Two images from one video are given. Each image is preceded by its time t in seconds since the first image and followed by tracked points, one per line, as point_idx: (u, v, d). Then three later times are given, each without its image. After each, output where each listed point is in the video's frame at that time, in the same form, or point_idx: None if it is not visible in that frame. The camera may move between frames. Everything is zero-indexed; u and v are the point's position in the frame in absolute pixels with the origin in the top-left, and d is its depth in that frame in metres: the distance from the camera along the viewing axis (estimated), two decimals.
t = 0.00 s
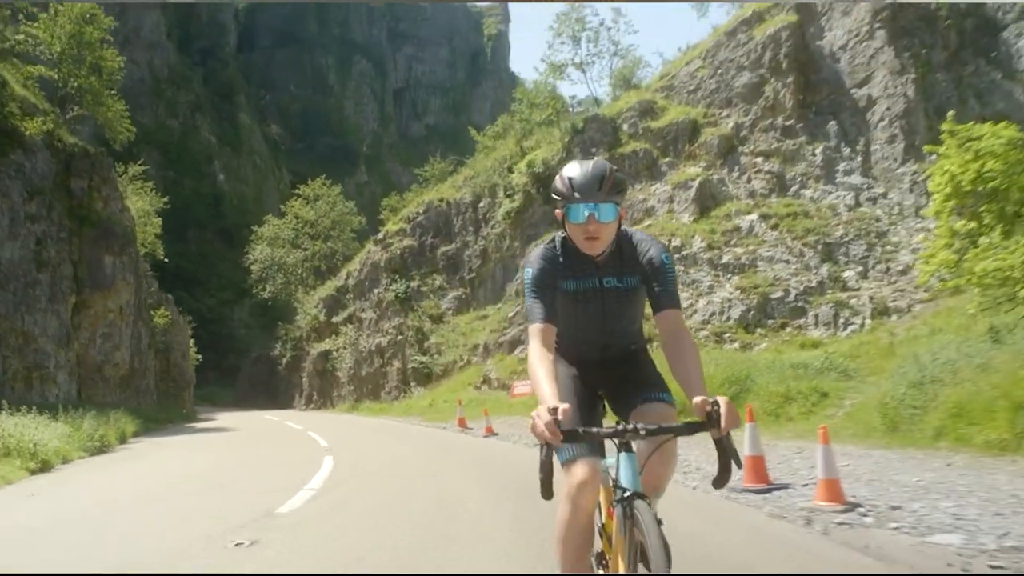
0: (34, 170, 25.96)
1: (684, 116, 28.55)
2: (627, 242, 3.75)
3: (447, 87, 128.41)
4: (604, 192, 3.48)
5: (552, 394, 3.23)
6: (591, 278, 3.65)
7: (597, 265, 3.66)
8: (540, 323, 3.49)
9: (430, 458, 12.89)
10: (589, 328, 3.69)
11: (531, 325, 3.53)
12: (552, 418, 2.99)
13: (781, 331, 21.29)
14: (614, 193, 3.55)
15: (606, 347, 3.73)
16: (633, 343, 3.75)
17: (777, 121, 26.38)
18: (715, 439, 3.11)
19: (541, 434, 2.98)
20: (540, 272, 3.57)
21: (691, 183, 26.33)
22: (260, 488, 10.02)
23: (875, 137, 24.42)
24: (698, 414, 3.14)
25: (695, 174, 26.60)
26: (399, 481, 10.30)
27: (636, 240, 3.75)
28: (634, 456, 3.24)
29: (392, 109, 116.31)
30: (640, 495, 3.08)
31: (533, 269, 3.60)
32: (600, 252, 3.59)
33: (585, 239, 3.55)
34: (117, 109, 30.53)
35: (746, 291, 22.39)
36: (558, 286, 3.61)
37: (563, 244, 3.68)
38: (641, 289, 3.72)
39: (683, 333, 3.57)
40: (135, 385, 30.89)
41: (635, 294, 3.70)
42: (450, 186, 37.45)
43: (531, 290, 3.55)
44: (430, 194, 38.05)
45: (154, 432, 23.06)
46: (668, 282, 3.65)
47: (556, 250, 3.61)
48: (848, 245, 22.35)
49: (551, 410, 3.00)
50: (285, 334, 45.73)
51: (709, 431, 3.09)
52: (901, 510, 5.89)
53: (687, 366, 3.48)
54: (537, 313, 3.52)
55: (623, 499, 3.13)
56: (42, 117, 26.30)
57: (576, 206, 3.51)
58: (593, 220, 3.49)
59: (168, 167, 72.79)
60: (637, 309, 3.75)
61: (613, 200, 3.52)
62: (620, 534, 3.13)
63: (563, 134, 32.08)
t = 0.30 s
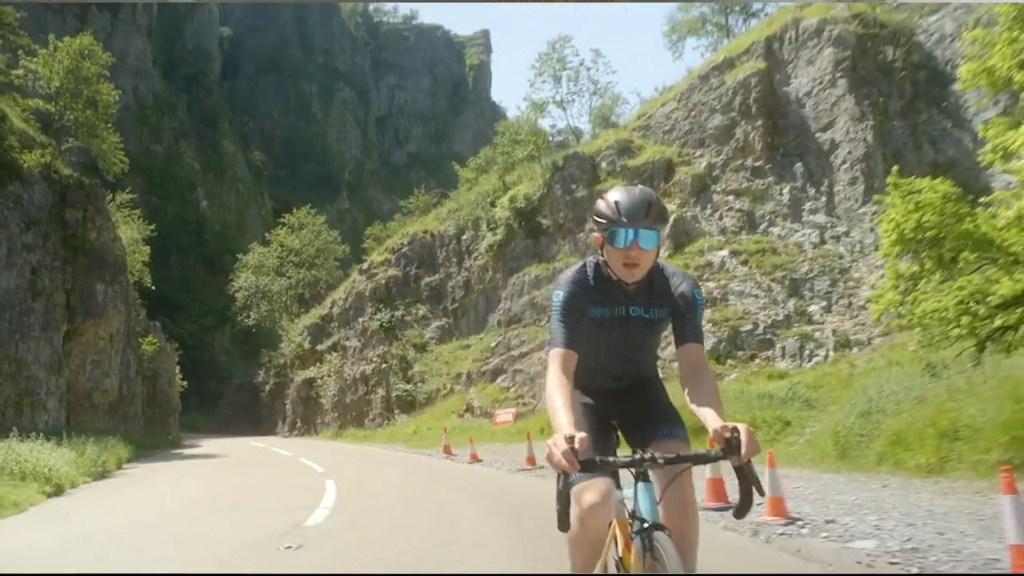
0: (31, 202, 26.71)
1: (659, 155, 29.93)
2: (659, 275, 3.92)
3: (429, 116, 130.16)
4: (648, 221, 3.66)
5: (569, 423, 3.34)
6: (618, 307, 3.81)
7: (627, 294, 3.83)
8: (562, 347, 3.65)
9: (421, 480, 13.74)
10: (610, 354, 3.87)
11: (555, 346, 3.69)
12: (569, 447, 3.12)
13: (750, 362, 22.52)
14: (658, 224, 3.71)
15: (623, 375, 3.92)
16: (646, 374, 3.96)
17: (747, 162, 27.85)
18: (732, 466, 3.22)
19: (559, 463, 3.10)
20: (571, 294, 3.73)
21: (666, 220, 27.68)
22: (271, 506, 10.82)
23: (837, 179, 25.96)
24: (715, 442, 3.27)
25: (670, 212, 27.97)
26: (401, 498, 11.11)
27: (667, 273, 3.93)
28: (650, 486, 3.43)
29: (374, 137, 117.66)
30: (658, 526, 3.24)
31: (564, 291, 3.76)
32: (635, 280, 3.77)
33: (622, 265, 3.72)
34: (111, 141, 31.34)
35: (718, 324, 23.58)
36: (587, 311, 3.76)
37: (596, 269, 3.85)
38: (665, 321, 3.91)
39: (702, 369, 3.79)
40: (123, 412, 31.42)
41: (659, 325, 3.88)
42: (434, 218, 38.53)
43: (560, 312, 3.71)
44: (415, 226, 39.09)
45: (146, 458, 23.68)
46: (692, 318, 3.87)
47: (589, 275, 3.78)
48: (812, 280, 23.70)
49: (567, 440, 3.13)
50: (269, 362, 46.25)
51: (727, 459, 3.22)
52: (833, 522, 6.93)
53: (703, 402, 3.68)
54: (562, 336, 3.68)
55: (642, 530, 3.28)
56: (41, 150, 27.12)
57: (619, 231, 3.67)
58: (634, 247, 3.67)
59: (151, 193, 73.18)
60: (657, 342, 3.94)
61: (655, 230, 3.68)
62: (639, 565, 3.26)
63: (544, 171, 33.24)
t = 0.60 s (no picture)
0: (46, 238, 27.66)
1: (651, 196, 31.16)
2: (679, 300, 3.57)
3: (425, 148, 132.02)
4: (663, 243, 3.27)
5: (603, 461, 2.94)
6: (640, 338, 3.49)
7: (648, 324, 3.51)
8: (589, 384, 3.28)
9: (426, 508, 14.58)
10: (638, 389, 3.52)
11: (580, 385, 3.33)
12: (605, 485, 2.73)
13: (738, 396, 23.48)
14: (670, 248, 3.34)
15: (654, 410, 3.56)
16: (681, 407, 3.60)
17: (735, 203, 29.15)
18: (775, 503, 2.91)
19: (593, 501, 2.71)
20: (592, 328, 3.39)
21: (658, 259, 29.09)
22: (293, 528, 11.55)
23: (820, 221, 27.31)
24: (755, 478, 2.94)
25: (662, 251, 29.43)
26: (413, 524, 11.90)
27: (686, 299, 3.58)
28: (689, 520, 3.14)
29: (371, 169, 119.28)
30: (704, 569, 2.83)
31: (582, 326, 3.41)
32: (653, 307, 3.42)
33: (637, 294, 3.37)
34: (122, 179, 32.42)
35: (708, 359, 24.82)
36: (608, 345, 3.44)
37: (614, 300, 3.50)
38: (692, 349, 3.57)
39: (739, 397, 3.36)
40: (128, 443, 32.02)
41: (688, 354, 3.54)
42: (433, 254, 39.63)
43: (580, 348, 3.35)
44: (414, 261, 40.22)
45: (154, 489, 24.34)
46: (722, 344, 3.51)
47: (605, 306, 3.45)
48: (797, 317, 24.93)
49: (603, 478, 2.74)
50: (268, 393, 46.91)
51: (768, 495, 2.89)
52: (799, 544, 7.92)
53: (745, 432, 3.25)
54: (587, 374, 3.31)
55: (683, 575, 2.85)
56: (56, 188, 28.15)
57: (633, 257, 3.28)
58: (649, 274, 3.32)
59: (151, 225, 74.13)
60: (687, 369, 3.59)
61: (671, 252, 3.30)
62: None
63: (539, 210, 34.39)
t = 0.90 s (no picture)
0: (41, 267, 28.36)
1: (628, 231, 32.59)
2: (695, 323, 3.83)
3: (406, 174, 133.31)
4: (671, 269, 3.55)
5: (614, 480, 3.21)
6: (656, 360, 3.76)
7: (664, 348, 3.76)
8: (602, 406, 3.57)
9: (416, 527, 15.53)
10: (653, 410, 3.78)
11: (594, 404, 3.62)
12: (615, 508, 2.96)
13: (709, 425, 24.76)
14: (684, 270, 3.61)
15: (671, 431, 3.79)
16: (698, 428, 3.83)
17: (708, 240, 30.70)
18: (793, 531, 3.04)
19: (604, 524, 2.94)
20: (607, 351, 3.70)
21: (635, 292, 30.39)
22: (294, 544, 12.38)
23: (787, 257, 28.75)
24: (773, 506, 3.07)
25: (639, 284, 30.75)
26: (407, 540, 12.84)
27: (704, 321, 3.83)
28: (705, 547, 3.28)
29: (352, 194, 120.20)
30: None
31: (599, 348, 3.72)
32: (667, 331, 3.69)
33: (650, 316, 3.66)
34: (114, 209, 33.23)
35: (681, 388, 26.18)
36: (624, 367, 3.72)
37: (629, 325, 3.79)
38: (709, 369, 3.80)
39: (752, 417, 3.58)
40: (114, 467, 32.45)
41: (703, 375, 3.79)
42: (417, 283, 40.66)
43: (597, 370, 3.66)
44: (398, 290, 41.25)
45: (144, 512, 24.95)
46: (736, 365, 3.74)
47: (622, 330, 3.73)
48: (765, 349, 26.35)
49: (614, 501, 2.97)
50: (250, 418, 47.36)
51: (788, 525, 3.02)
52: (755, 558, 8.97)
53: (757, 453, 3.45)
54: (602, 394, 3.61)
55: None
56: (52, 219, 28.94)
57: (645, 282, 3.58)
58: (661, 297, 3.59)
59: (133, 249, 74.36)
60: (703, 391, 3.84)
61: (682, 278, 3.59)
62: None
63: (520, 243, 35.66)
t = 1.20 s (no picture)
0: (12, 271, 28.55)
1: (593, 243, 33.90)
2: (708, 333, 4.17)
3: (372, 176, 133.28)
4: (697, 277, 3.84)
5: (613, 482, 3.35)
6: (664, 365, 4.08)
7: (674, 353, 4.08)
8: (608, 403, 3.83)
9: (391, 526, 16.41)
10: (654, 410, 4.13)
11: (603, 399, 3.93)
12: (618, 509, 3.09)
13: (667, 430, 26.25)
14: (708, 278, 3.89)
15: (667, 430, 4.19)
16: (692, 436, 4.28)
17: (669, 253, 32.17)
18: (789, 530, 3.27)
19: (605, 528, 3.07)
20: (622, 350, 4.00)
21: (598, 301, 31.56)
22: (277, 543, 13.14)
23: (744, 271, 30.17)
24: (771, 505, 3.30)
25: (602, 294, 31.94)
26: (385, 536, 13.76)
27: (716, 333, 4.17)
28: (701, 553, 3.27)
29: (318, 195, 119.84)
30: None
31: (614, 347, 3.99)
32: (681, 336, 3.97)
33: (670, 320, 3.94)
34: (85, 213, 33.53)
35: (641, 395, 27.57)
36: (635, 367, 4.04)
37: (645, 328, 4.10)
38: (713, 377, 4.15)
39: (751, 425, 3.89)
40: (81, 470, 32.59)
41: (707, 381, 4.14)
42: (386, 288, 41.29)
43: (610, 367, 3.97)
44: (367, 295, 41.92)
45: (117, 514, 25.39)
46: (741, 374, 4.08)
47: (635, 332, 4.02)
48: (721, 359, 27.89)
49: (617, 504, 3.11)
50: (215, 420, 47.36)
51: (784, 524, 3.26)
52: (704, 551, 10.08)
53: (747, 455, 3.75)
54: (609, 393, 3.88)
55: None
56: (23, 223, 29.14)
57: (670, 286, 3.87)
58: (683, 303, 3.88)
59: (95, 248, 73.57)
60: (702, 399, 4.22)
61: (705, 287, 3.87)
62: None
63: (488, 252, 36.68)
